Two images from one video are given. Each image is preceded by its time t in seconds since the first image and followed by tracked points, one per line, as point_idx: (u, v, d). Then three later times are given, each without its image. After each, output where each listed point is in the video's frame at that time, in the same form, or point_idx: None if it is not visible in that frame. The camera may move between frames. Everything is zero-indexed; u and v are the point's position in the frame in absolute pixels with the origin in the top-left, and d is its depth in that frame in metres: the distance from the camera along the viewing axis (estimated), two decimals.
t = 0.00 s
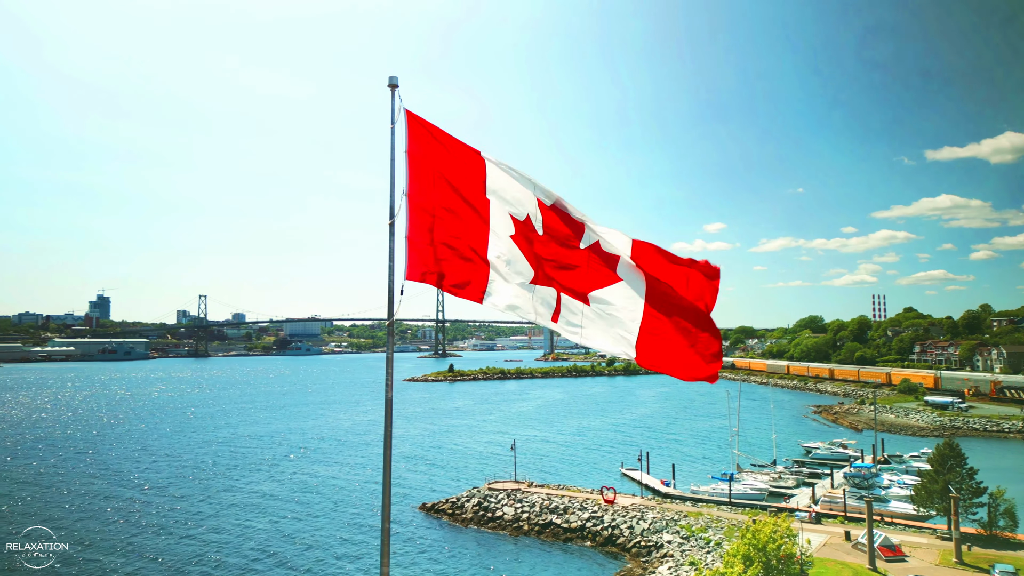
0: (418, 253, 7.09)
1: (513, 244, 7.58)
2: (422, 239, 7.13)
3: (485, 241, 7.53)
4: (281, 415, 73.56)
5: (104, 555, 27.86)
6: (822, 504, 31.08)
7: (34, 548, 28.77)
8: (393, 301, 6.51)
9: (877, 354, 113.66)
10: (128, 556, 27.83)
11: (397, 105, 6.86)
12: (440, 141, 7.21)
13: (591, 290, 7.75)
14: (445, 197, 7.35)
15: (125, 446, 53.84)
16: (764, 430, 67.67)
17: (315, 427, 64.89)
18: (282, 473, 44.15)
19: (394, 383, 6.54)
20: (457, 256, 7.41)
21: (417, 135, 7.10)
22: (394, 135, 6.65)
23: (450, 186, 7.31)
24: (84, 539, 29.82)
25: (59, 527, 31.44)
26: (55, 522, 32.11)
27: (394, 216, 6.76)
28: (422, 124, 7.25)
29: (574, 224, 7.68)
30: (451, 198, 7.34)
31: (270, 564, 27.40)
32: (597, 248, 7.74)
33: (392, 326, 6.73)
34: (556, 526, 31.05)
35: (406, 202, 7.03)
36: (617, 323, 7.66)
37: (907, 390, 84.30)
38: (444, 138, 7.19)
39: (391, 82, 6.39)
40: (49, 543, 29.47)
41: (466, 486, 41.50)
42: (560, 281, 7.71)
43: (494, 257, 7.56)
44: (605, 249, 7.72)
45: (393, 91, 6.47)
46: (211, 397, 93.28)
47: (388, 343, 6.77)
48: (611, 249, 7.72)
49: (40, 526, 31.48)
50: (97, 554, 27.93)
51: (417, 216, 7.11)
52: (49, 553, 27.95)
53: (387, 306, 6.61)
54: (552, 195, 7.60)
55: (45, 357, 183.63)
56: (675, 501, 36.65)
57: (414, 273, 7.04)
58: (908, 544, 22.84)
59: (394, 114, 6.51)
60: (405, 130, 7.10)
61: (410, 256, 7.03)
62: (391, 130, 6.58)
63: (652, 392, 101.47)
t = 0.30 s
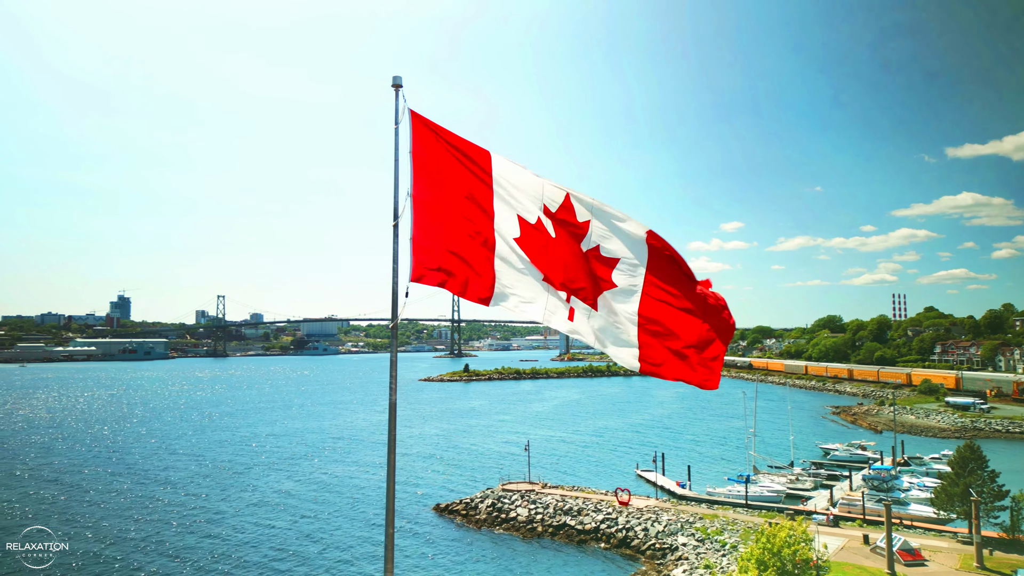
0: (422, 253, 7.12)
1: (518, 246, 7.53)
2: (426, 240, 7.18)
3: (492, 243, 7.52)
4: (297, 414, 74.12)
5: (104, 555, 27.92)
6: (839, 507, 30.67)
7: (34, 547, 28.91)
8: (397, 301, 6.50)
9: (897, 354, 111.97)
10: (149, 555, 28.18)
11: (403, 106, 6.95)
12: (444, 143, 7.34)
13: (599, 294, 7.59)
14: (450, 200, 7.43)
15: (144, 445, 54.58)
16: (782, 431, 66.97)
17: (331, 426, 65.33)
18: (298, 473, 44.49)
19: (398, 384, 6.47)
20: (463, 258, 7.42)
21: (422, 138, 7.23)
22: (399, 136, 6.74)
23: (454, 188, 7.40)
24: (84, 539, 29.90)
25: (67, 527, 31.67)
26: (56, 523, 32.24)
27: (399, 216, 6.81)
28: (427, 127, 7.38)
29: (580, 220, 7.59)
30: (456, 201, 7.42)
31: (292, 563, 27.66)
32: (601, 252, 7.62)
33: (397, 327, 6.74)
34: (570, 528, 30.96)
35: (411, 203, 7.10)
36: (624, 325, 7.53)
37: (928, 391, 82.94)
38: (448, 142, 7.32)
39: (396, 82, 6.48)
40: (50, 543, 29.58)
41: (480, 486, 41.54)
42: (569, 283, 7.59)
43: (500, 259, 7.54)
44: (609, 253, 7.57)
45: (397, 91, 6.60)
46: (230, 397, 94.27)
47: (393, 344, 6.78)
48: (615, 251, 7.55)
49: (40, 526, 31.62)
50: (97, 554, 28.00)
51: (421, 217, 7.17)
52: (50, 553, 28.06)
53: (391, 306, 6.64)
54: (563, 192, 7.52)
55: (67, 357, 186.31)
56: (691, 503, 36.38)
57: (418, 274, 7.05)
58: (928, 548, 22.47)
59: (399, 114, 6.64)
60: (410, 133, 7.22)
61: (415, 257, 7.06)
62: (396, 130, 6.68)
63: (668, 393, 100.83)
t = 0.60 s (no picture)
0: (429, 255, 7.09)
1: (528, 246, 7.50)
2: (432, 242, 7.14)
3: (500, 243, 7.48)
4: (314, 414, 74.66)
5: (104, 556, 28.01)
6: (859, 510, 30.21)
7: (35, 547, 28.97)
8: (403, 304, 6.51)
9: (919, 354, 110.05)
10: (172, 553, 28.54)
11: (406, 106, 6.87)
12: (449, 143, 7.26)
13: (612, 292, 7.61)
14: (454, 201, 7.33)
15: (165, 444, 55.29)
16: (801, 433, 66.15)
17: (348, 426, 65.74)
18: (314, 472, 44.81)
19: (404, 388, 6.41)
20: (467, 260, 7.39)
21: (427, 137, 7.15)
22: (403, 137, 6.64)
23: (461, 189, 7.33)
24: (83, 539, 30.03)
25: (77, 526, 31.87)
26: (55, 522, 32.37)
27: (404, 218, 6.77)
28: (431, 126, 7.29)
29: (589, 222, 7.57)
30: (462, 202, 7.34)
31: (314, 562, 27.87)
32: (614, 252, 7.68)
33: (401, 329, 6.76)
34: (586, 530, 30.81)
35: (417, 204, 7.03)
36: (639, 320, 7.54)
37: (951, 392, 81.39)
38: (452, 142, 7.24)
39: (400, 82, 6.43)
40: (50, 543, 29.69)
41: (495, 487, 41.51)
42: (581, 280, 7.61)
43: (509, 259, 7.52)
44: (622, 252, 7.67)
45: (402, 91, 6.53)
46: (250, 396, 95.23)
47: (398, 345, 6.84)
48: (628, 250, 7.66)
49: (40, 526, 31.74)
50: (95, 555, 28.05)
51: (428, 218, 7.12)
52: (50, 553, 28.17)
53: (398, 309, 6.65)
54: (572, 194, 7.44)
55: (91, 357, 189.13)
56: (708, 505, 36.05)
57: (424, 277, 7.01)
58: (950, 553, 22.08)
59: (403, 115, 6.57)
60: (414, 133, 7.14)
61: (421, 259, 7.04)
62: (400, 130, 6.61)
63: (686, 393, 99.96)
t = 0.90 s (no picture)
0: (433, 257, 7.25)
1: (534, 246, 7.41)
2: (437, 244, 7.27)
3: (505, 246, 7.48)
4: (332, 414, 75.13)
5: (102, 556, 28.08)
6: (881, 514, 29.65)
7: (33, 547, 29.09)
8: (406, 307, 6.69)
9: (944, 354, 107.90)
10: (196, 552, 28.86)
11: (413, 108, 6.90)
12: (456, 143, 7.24)
13: (623, 293, 7.44)
14: (461, 202, 7.37)
15: (186, 444, 56.05)
16: (822, 434, 65.21)
17: (367, 426, 66.11)
18: (331, 472, 45.07)
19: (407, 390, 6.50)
20: (473, 262, 7.43)
21: (434, 139, 7.19)
22: (407, 139, 6.70)
23: (469, 191, 7.35)
24: (83, 539, 30.17)
25: (89, 526, 32.17)
26: (54, 523, 32.53)
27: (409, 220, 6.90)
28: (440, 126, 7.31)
29: (601, 221, 7.34)
30: (469, 204, 7.38)
31: (337, 561, 28.01)
32: (626, 252, 7.39)
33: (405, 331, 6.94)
34: (603, 532, 30.66)
35: (423, 207, 7.16)
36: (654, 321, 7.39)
37: (976, 393, 79.68)
38: (459, 143, 7.21)
39: (405, 84, 6.47)
40: (50, 543, 29.85)
41: (512, 487, 41.46)
42: (591, 283, 7.44)
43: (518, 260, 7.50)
44: (635, 251, 7.36)
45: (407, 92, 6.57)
46: (270, 396, 96.20)
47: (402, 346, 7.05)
48: (641, 250, 7.35)
49: (39, 526, 31.93)
50: (95, 555, 28.18)
51: (433, 220, 7.24)
52: (51, 553, 28.31)
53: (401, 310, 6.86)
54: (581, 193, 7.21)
55: (115, 357, 192.24)
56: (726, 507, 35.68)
57: (429, 280, 7.20)
58: (975, 558, 21.59)
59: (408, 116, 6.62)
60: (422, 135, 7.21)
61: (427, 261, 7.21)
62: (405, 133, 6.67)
63: (706, 394, 99.04)
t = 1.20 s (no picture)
0: (439, 260, 7.11)
1: (540, 248, 7.42)
2: (442, 246, 7.16)
3: (509, 247, 7.44)
4: (352, 414, 75.68)
5: (100, 556, 28.15)
6: (904, 517, 29.09)
7: (33, 548, 29.17)
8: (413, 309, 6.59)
9: (969, 354, 105.78)
10: (217, 551, 29.12)
11: (418, 109, 6.88)
12: (460, 146, 7.26)
13: (631, 295, 7.35)
14: (466, 204, 7.33)
15: (207, 444, 56.79)
16: (844, 435, 64.26)
17: (385, 426, 66.47)
18: (348, 471, 45.34)
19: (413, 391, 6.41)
20: (478, 264, 7.36)
21: (438, 142, 7.17)
22: (413, 140, 6.64)
23: (473, 194, 7.33)
24: (83, 539, 30.30)
25: (108, 526, 32.52)
26: (54, 523, 32.67)
27: (415, 222, 6.78)
28: (443, 128, 7.29)
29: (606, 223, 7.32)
30: (473, 206, 7.35)
31: (357, 562, 28.14)
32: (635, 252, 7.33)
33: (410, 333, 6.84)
34: (619, 534, 30.52)
35: (428, 209, 7.05)
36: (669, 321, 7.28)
37: (1002, 394, 78.00)
38: (464, 146, 7.23)
39: (411, 83, 6.42)
40: (49, 543, 29.94)
41: (528, 488, 41.41)
42: (596, 285, 7.40)
43: (523, 263, 7.46)
44: (643, 253, 7.30)
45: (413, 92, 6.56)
46: (290, 396, 97.17)
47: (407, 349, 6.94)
48: (651, 251, 7.28)
49: (39, 527, 32.09)
50: (94, 555, 28.25)
51: (438, 222, 7.13)
52: (50, 553, 28.40)
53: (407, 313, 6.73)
54: (587, 195, 7.24)
55: (138, 356, 195.20)
56: (745, 510, 35.28)
57: (434, 282, 7.06)
58: (1000, 563, 21.08)
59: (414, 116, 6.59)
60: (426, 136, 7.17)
61: (433, 263, 7.07)
62: (410, 133, 6.59)
63: (725, 395, 98.15)
